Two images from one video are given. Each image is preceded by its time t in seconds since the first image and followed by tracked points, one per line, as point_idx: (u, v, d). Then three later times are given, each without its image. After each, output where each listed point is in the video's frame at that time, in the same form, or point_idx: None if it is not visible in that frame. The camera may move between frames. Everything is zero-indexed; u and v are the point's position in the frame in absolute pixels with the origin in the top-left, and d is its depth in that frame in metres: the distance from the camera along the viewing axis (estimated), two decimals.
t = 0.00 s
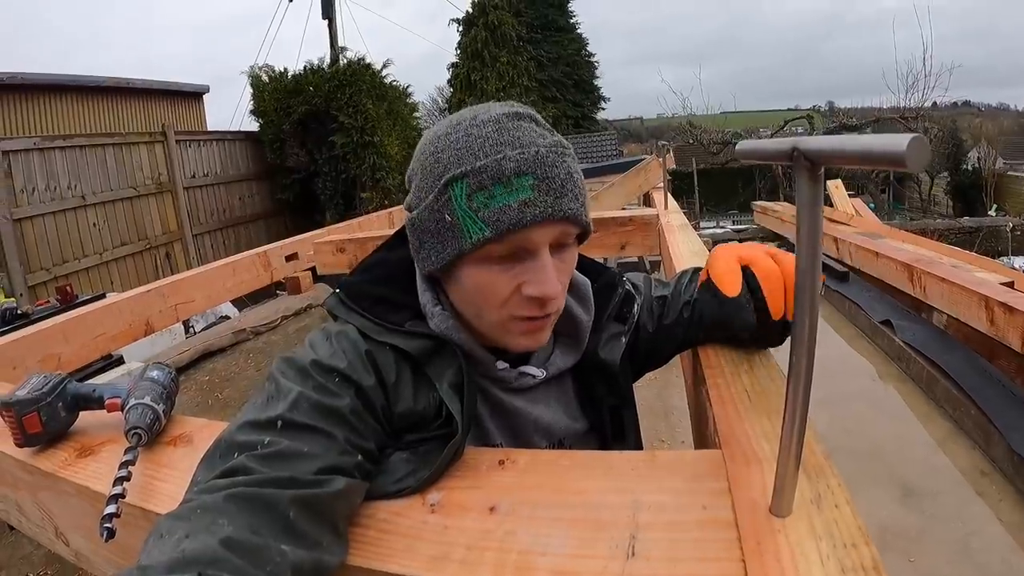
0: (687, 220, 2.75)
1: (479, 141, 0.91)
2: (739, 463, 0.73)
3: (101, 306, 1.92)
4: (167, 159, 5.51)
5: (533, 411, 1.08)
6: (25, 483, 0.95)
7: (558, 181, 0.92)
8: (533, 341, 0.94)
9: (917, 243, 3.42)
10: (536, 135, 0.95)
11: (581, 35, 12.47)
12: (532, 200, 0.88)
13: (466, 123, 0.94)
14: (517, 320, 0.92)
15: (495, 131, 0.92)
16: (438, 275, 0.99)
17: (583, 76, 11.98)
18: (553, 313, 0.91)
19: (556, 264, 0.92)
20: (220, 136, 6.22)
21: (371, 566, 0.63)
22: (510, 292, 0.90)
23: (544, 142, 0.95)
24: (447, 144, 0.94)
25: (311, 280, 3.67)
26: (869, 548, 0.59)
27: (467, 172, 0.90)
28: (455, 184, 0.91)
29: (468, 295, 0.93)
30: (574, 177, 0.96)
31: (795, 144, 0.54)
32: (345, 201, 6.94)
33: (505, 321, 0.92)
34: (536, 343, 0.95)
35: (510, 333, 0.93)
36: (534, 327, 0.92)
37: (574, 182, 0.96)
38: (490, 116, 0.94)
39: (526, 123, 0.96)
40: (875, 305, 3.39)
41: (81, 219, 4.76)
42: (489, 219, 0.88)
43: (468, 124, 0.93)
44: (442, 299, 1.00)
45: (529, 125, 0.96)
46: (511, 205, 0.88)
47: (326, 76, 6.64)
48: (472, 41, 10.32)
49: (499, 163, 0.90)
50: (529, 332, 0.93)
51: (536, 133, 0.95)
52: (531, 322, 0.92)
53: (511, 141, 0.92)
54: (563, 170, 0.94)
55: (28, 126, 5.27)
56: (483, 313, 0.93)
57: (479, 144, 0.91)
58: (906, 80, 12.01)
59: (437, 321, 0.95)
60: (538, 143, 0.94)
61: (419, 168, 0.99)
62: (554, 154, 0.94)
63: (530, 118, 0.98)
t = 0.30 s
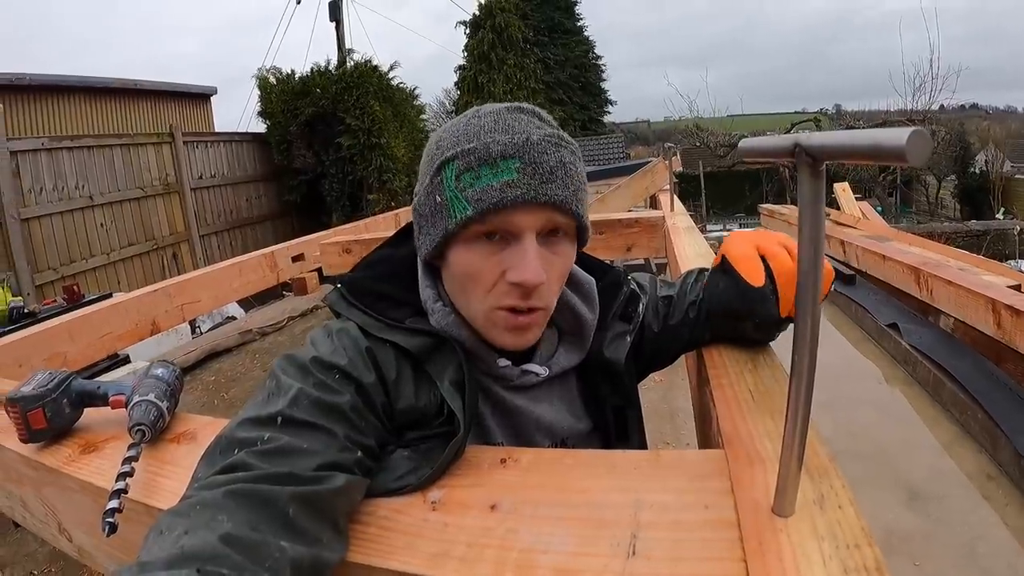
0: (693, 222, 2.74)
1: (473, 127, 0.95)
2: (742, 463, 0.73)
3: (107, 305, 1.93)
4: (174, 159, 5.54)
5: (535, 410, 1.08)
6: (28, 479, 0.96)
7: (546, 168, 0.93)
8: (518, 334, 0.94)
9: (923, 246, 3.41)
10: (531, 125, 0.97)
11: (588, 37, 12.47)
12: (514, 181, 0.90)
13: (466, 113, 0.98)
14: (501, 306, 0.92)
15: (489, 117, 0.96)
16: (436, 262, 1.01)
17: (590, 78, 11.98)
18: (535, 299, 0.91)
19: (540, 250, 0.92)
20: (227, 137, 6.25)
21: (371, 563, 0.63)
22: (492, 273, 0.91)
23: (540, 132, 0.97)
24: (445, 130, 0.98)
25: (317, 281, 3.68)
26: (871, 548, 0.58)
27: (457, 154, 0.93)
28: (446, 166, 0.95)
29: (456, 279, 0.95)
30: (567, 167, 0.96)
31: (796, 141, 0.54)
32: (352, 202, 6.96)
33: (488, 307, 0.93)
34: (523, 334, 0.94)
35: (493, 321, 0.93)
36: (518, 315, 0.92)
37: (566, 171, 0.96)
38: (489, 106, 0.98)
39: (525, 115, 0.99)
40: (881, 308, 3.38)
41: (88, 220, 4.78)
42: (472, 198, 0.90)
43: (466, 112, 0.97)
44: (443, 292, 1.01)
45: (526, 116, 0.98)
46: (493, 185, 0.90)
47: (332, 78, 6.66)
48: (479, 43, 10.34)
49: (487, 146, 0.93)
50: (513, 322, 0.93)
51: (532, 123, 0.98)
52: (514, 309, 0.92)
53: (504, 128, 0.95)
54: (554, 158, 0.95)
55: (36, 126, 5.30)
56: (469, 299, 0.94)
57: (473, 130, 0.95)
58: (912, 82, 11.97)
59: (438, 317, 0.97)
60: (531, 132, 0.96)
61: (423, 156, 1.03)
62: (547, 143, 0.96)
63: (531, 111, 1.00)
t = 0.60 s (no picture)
0: (706, 226, 2.72)
1: (480, 131, 0.95)
2: (748, 476, 0.72)
3: (120, 306, 1.94)
4: (189, 160, 5.58)
5: (542, 418, 1.07)
6: (37, 480, 0.96)
7: (552, 175, 0.93)
8: (519, 344, 0.93)
9: (942, 252, 3.36)
10: (539, 131, 0.97)
11: (603, 39, 12.44)
12: (518, 187, 0.90)
13: (475, 117, 0.98)
14: (501, 315, 0.92)
15: (497, 122, 0.96)
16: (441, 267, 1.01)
17: (605, 80, 11.95)
18: (535, 308, 0.91)
19: (543, 258, 0.92)
20: (242, 139, 6.30)
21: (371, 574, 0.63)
22: (492, 281, 0.90)
23: (548, 137, 0.96)
24: (453, 134, 0.98)
25: (332, 283, 3.70)
26: (882, 569, 0.57)
27: (462, 158, 0.93)
28: (451, 170, 0.95)
29: (457, 285, 0.95)
30: (573, 174, 0.96)
31: (810, 146, 0.53)
32: (366, 204, 6.97)
33: (490, 316, 0.92)
34: (524, 344, 0.94)
35: (493, 330, 0.93)
36: (518, 325, 0.92)
37: (573, 179, 0.96)
38: (497, 111, 0.98)
39: (534, 120, 0.98)
40: (898, 315, 3.34)
41: (104, 220, 4.83)
42: (474, 204, 0.90)
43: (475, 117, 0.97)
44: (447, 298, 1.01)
45: (535, 121, 0.98)
46: (496, 191, 0.90)
47: (347, 80, 6.70)
48: (495, 46, 10.35)
49: (492, 151, 0.92)
50: (513, 331, 0.92)
51: (541, 129, 0.97)
52: (514, 318, 0.91)
53: (510, 133, 0.94)
54: (559, 165, 0.94)
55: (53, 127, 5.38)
56: (470, 306, 0.94)
57: (479, 134, 0.95)
58: (930, 85, 11.83)
59: (442, 324, 0.96)
60: (539, 137, 0.95)
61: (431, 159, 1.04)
62: (554, 149, 0.95)
63: (540, 117, 1.00)
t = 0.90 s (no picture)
0: (718, 227, 2.71)
1: (483, 132, 0.94)
2: (752, 480, 0.71)
3: (133, 308, 1.96)
4: (204, 164, 5.64)
5: (544, 421, 1.07)
6: (45, 479, 0.97)
7: (558, 174, 0.93)
8: (530, 344, 0.93)
9: (958, 251, 3.32)
10: (542, 129, 0.97)
11: (616, 40, 12.42)
12: (526, 188, 0.90)
13: (475, 118, 0.98)
14: (513, 317, 0.91)
15: (501, 122, 0.95)
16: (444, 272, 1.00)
17: (618, 81, 11.92)
18: (548, 309, 0.90)
19: (554, 259, 0.91)
20: (256, 144, 6.35)
21: None
22: (502, 283, 0.90)
23: (551, 136, 0.96)
24: (454, 136, 0.97)
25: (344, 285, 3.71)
26: None
27: (466, 161, 0.93)
28: (455, 173, 0.94)
29: (465, 289, 0.95)
30: (578, 173, 0.96)
31: (810, 138, 0.51)
32: (380, 207, 7.00)
33: (501, 319, 0.92)
34: (534, 345, 0.93)
35: (505, 333, 0.93)
36: (530, 327, 0.92)
37: (578, 177, 0.96)
38: (499, 111, 0.97)
39: (535, 119, 0.98)
40: (913, 315, 3.30)
41: (119, 224, 4.89)
42: (482, 207, 0.90)
43: (476, 118, 0.97)
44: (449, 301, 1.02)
45: (536, 120, 0.98)
46: (504, 193, 0.89)
47: (360, 84, 6.74)
48: (508, 49, 10.37)
49: (497, 152, 0.92)
50: (524, 331, 0.92)
51: (543, 127, 0.97)
52: (525, 320, 0.91)
53: (514, 132, 0.94)
54: (564, 164, 0.94)
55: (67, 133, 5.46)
56: (480, 309, 0.93)
57: (482, 135, 0.94)
58: (945, 83, 11.69)
59: (443, 326, 0.97)
60: (542, 136, 0.95)
61: (429, 162, 1.03)
62: (557, 148, 0.95)
63: (541, 116, 1.00)
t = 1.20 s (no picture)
0: (726, 231, 2.70)
1: (483, 135, 0.95)
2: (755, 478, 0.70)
3: (142, 315, 1.97)
4: (213, 173, 5.68)
5: (547, 423, 1.06)
6: (51, 481, 0.98)
7: (559, 176, 0.93)
8: (535, 346, 0.94)
9: (968, 253, 3.29)
10: (541, 131, 0.97)
11: (623, 47, 12.45)
12: (529, 191, 0.90)
13: (474, 121, 0.98)
14: (517, 320, 0.92)
15: (501, 125, 0.96)
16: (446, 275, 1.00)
17: (626, 87, 11.94)
18: (552, 310, 0.91)
19: (557, 261, 0.92)
20: (265, 153, 6.40)
21: None
22: (507, 287, 0.90)
23: (550, 137, 0.97)
24: (453, 140, 0.97)
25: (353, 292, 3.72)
26: None
27: (467, 165, 0.93)
28: (456, 177, 0.94)
29: (467, 292, 0.95)
30: (580, 174, 0.97)
31: (804, 129, 0.50)
32: (389, 216, 7.03)
33: (505, 322, 0.92)
34: (538, 346, 0.94)
35: (509, 336, 0.93)
36: (535, 328, 0.92)
37: (579, 178, 0.96)
38: (498, 114, 0.97)
39: (534, 121, 0.99)
40: (923, 318, 3.28)
41: (129, 233, 4.93)
42: (485, 211, 0.90)
43: (476, 122, 0.97)
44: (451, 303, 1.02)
45: (535, 121, 0.98)
46: (507, 196, 0.89)
47: (368, 93, 6.79)
48: (516, 57, 10.42)
49: (498, 155, 0.92)
50: (529, 334, 0.92)
51: (542, 129, 0.97)
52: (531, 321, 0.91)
53: (514, 135, 0.94)
54: (565, 166, 0.95)
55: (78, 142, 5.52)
56: (482, 312, 0.94)
57: (482, 138, 0.94)
58: (953, 85, 11.64)
59: (446, 327, 0.97)
60: (542, 138, 0.96)
61: (427, 167, 1.03)
62: (558, 149, 0.96)
63: (540, 117, 1.00)
